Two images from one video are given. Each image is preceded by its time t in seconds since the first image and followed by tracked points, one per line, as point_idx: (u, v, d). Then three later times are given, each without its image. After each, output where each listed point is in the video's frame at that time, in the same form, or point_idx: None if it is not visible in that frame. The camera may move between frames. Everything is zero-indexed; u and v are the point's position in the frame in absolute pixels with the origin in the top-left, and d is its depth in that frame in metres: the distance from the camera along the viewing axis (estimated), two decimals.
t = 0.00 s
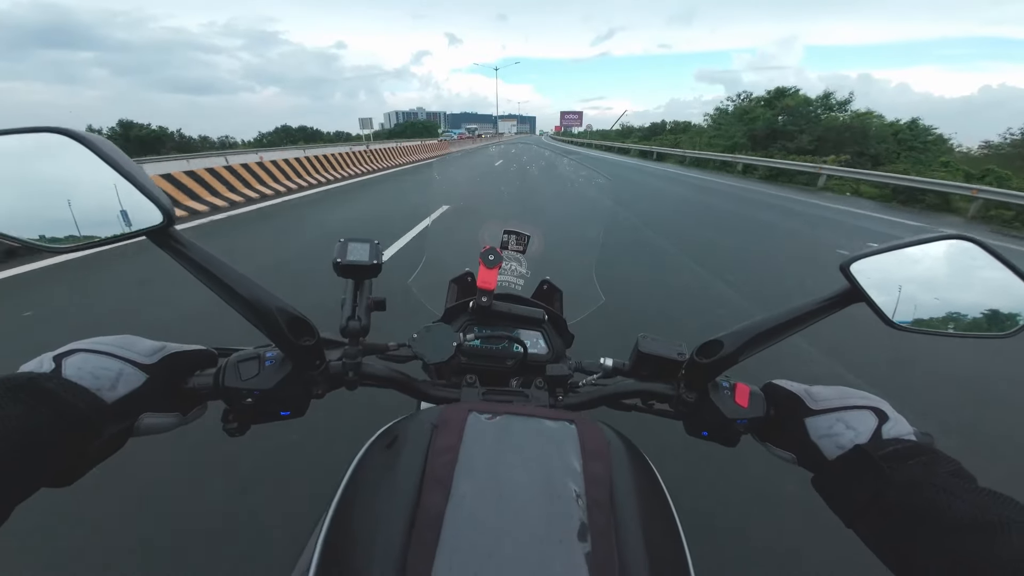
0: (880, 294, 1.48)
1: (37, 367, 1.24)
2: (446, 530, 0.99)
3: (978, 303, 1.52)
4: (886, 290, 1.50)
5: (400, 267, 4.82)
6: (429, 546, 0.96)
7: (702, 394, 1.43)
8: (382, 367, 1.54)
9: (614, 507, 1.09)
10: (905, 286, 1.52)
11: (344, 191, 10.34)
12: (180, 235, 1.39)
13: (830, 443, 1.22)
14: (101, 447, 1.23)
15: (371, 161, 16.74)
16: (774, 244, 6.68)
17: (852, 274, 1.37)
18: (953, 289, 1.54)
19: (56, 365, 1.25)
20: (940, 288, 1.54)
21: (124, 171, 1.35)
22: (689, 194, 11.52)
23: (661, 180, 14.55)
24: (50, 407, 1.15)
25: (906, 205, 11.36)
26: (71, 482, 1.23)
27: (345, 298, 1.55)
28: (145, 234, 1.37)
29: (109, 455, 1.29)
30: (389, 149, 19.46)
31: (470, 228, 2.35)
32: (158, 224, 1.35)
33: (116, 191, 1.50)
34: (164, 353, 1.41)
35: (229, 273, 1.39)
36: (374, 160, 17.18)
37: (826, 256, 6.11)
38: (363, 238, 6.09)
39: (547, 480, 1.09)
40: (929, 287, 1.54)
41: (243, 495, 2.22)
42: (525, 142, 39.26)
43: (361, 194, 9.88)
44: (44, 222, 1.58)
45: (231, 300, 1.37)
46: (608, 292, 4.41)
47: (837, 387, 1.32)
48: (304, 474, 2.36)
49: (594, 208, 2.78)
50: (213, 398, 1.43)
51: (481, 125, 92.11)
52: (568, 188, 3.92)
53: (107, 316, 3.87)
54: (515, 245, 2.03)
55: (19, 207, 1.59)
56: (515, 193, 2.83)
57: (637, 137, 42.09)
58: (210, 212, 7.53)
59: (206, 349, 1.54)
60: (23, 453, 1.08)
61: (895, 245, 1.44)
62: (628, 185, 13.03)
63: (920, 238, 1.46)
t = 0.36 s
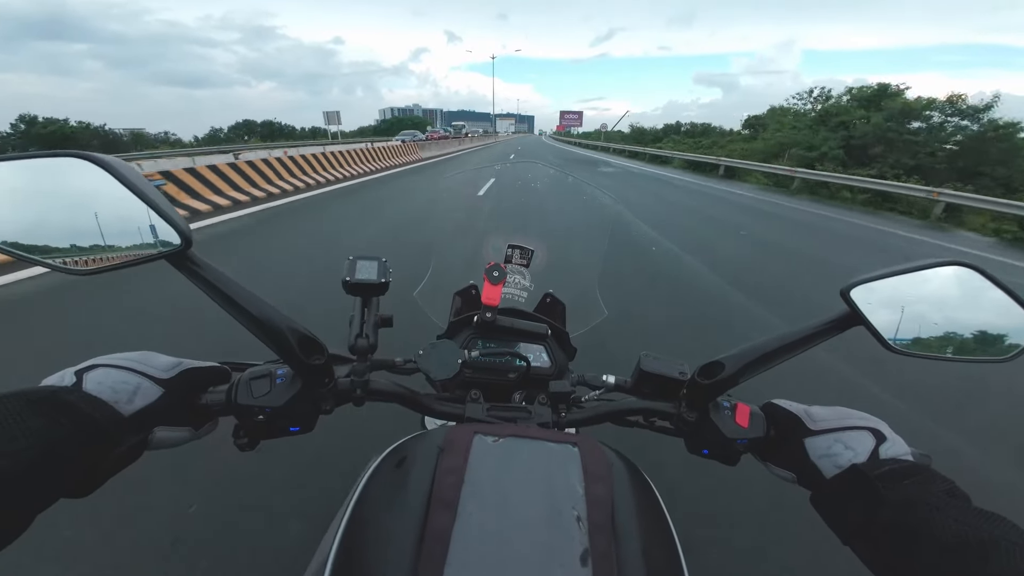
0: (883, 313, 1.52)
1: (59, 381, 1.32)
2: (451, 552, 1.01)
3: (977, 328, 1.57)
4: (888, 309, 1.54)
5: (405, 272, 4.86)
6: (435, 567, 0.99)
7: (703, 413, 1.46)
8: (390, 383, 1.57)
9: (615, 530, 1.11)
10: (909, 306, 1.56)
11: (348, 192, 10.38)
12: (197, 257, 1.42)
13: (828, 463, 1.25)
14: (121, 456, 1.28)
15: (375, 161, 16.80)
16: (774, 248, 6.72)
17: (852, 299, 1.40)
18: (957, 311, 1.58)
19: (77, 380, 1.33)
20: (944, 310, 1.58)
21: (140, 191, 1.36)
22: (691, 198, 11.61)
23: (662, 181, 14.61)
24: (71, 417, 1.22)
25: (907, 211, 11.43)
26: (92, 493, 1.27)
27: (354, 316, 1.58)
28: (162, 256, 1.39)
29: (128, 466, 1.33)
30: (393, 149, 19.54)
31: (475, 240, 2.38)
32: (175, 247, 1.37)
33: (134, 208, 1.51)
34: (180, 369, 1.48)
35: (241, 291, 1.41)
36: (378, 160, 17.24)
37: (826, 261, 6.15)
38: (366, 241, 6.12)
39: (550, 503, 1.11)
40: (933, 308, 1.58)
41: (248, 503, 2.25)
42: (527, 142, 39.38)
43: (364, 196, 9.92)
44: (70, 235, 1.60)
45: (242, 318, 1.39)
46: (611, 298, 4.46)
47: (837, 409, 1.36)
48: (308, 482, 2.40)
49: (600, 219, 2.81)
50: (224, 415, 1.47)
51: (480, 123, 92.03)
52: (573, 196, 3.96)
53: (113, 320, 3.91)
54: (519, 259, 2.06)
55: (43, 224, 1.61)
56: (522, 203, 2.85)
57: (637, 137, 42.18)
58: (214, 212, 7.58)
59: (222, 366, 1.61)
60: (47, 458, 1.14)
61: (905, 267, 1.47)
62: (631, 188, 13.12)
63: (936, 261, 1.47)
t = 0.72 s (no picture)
0: (887, 299, 1.53)
1: (41, 360, 1.26)
2: (447, 532, 0.98)
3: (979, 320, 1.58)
4: (892, 297, 1.55)
5: (403, 263, 4.83)
6: (431, 547, 0.95)
7: (704, 400, 1.46)
8: (385, 367, 1.54)
9: (616, 512, 1.09)
10: (912, 295, 1.58)
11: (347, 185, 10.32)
12: (183, 231, 1.38)
13: (829, 450, 1.26)
14: (107, 436, 1.24)
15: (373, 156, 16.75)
16: (768, 249, 6.73)
17: (857, 284, 1.40)
18: (956, 304, 1.60)
19: (60, 359, 1.27)
20: (945, 302, 1.60)
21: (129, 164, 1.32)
22: (689, 199, 11.69)
23: (657, 182, 14.66)
24: (54, 396, 1.16)
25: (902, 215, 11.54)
26: (75, 476, 1.22)
27: (349, 296, 1.54)
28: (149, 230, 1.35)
29: (114, 447, 1.28)
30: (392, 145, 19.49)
31: (474, 228, 2.36)
32: (163, 221, 1.33)
33: (128, 185, 1.48)
34: (168, 349, 1.44)
35: (233, 267, 1.37)
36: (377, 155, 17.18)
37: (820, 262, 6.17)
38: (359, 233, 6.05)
39: (550, 483, 1.09)
40: (935, 300, 1.60)
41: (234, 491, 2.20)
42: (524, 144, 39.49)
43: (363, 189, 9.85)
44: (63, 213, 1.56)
45: (236, 297, 1.37)
46: (609, 292, 4.47)
47: (841, 397, 1.37)
48: (297, 470, 2.34)
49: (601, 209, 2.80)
50: (216, 395, 1.44)
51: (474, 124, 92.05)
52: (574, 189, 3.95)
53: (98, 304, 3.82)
54: (518, 247, 2.04)
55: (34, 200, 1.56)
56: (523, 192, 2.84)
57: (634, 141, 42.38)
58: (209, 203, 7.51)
59: (212, 345, 1.58)
60: (28, 439, 1.09)
61: (910, 250, 1.49)
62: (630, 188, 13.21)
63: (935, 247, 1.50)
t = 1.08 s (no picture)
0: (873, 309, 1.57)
1: (38, 369, 1.28)
2: (437, 541, 1.00)
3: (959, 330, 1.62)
4: (878, 307, 1.58)
5: (398, 268, 4.83)
6: (420, 558, 0.96)
7: (694, 408, 1.51)
8: (379, 375, 1.55)
9: (605, 523, 1.10)
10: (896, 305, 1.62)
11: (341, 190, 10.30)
12: (182, 244, 1.38)
13: (818, 459, 1.30)
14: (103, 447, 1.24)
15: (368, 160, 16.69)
16: (761, 259, 6.82)
17: (844, 293, 1.44)
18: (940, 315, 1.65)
19: (56, 367, 1.29)
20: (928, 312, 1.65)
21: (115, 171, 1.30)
22: (684, 207, 11.80)
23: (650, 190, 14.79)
24: (49, 406, 1.18)
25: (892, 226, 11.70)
26: (71, 485, 1.23)
27: (344, 306, 1.54)
28: (145, 242, 1.35)
29: (108, 457, 1.29)
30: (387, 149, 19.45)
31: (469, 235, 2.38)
32: (159, 233, 1.34)
33: (113, 190, 1.46)
34: (163, 358, 1.45)
35: (229, 277, 1.38)
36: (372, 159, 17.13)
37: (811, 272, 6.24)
38: (353, 238, 6.03)
39: (539, 494, 1.11)
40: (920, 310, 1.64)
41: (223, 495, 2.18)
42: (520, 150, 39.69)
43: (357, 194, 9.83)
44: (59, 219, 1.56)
45: (229, 307, 1.37)
46: (604, 300, 4.51)
47: (829, 405, 1.40)
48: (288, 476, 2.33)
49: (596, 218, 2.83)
50: (210, 404, 1.45)
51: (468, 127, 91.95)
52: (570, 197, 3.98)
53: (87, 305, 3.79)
54: (514, 254, 2.10)
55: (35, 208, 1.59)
56: (519, 201, 2.87)
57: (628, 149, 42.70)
58: (201, 204, 7.47)
59: (205, 354, 1.58)
60: (26, 450, 1.09)
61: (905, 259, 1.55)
62: (625, 195, 13.28)
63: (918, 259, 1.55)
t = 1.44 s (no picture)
0: (869, 307, 1.63)
1: (51, 387, 1.30)
2: (447, 547, 1.03)
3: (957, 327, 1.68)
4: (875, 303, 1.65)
5: (398, 275, 4.86)
6: (430, 564, 1.00)
7: (698, 411, 1.56)
8: (385, 385, 1.58)
9: (611, 524, 1.14)
10: (894, 300, 1.67)
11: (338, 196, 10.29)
12: (192, 260, 1.41)
13: (823, 457, 1.38)
14: (119, 461, 1.29)
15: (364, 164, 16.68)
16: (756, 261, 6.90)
17: (840, 293, 1.50)
18: (940, 310, 1.70)
19: (69, 386, 1.31)
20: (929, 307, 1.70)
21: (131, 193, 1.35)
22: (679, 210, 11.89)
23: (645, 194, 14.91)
24: (66, 422, 1.21)
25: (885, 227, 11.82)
26: (88, 498, 1.27)
27: (349, 317, 1.58)
28: (155, 260, 1.39)
29: (123, 470, 1.34)
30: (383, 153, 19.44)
31: (470, 243, 2.43)
32: (170, 250, 1.38)
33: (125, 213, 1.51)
34: (172, 374, 1.50)
35: (237, 293, 1.41)
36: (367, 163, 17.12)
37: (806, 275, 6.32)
38: (352, 245, 6.05)
39: (545, 498, 1.15)
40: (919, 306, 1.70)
41: (228, 502, 2.21)
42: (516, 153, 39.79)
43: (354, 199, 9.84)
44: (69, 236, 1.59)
45: (238, 322, 1.40)
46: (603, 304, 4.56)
47: (830, 404, 1.49)
48: (292, 483, 2.34)
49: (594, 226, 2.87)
50: (220, 417, 1.51)
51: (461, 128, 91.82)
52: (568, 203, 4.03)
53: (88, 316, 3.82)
54: (514, 261, 2.11)
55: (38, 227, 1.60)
56: (518, 208, 2.91)
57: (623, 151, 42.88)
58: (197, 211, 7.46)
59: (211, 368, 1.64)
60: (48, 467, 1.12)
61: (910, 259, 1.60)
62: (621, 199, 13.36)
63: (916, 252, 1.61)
